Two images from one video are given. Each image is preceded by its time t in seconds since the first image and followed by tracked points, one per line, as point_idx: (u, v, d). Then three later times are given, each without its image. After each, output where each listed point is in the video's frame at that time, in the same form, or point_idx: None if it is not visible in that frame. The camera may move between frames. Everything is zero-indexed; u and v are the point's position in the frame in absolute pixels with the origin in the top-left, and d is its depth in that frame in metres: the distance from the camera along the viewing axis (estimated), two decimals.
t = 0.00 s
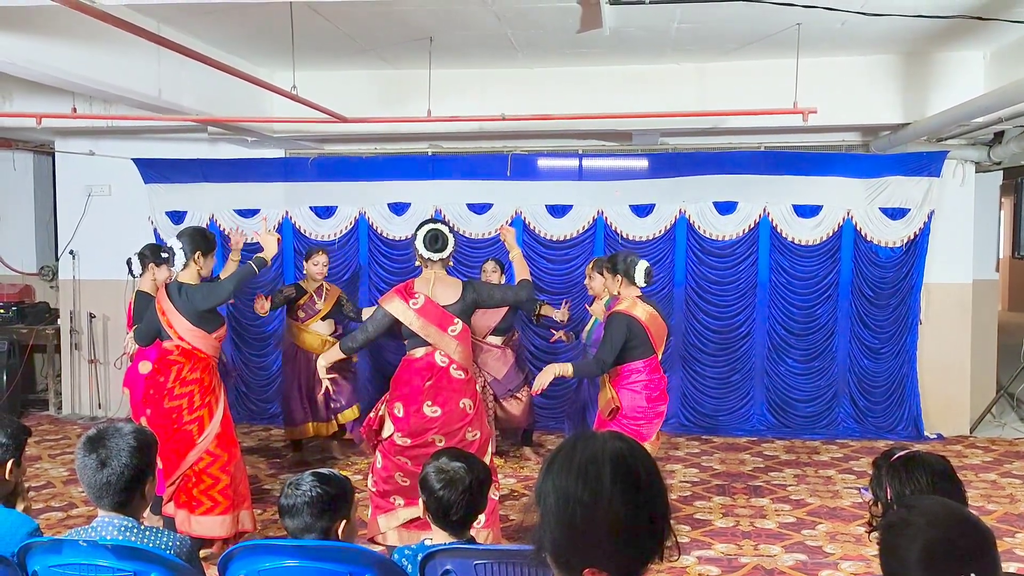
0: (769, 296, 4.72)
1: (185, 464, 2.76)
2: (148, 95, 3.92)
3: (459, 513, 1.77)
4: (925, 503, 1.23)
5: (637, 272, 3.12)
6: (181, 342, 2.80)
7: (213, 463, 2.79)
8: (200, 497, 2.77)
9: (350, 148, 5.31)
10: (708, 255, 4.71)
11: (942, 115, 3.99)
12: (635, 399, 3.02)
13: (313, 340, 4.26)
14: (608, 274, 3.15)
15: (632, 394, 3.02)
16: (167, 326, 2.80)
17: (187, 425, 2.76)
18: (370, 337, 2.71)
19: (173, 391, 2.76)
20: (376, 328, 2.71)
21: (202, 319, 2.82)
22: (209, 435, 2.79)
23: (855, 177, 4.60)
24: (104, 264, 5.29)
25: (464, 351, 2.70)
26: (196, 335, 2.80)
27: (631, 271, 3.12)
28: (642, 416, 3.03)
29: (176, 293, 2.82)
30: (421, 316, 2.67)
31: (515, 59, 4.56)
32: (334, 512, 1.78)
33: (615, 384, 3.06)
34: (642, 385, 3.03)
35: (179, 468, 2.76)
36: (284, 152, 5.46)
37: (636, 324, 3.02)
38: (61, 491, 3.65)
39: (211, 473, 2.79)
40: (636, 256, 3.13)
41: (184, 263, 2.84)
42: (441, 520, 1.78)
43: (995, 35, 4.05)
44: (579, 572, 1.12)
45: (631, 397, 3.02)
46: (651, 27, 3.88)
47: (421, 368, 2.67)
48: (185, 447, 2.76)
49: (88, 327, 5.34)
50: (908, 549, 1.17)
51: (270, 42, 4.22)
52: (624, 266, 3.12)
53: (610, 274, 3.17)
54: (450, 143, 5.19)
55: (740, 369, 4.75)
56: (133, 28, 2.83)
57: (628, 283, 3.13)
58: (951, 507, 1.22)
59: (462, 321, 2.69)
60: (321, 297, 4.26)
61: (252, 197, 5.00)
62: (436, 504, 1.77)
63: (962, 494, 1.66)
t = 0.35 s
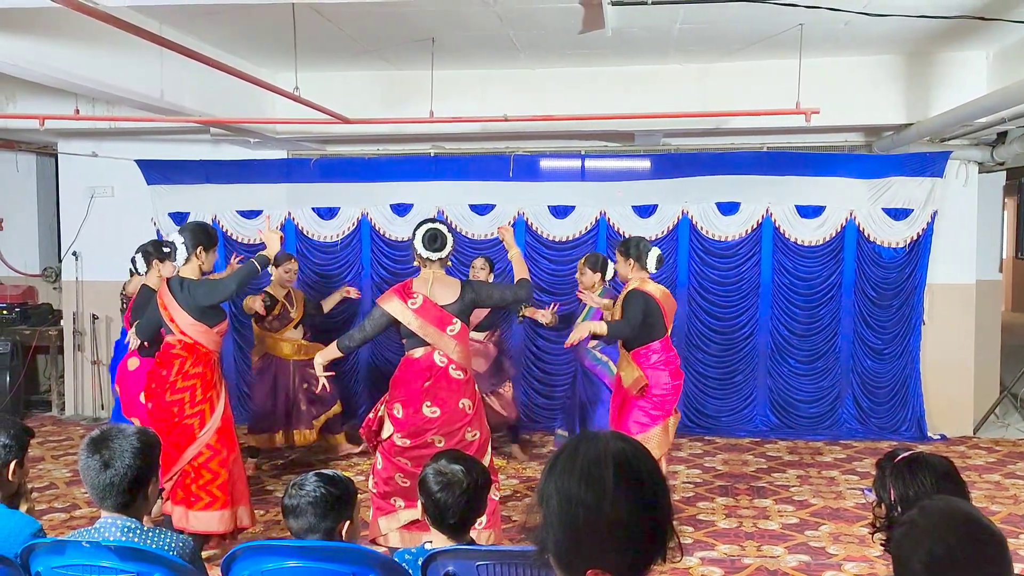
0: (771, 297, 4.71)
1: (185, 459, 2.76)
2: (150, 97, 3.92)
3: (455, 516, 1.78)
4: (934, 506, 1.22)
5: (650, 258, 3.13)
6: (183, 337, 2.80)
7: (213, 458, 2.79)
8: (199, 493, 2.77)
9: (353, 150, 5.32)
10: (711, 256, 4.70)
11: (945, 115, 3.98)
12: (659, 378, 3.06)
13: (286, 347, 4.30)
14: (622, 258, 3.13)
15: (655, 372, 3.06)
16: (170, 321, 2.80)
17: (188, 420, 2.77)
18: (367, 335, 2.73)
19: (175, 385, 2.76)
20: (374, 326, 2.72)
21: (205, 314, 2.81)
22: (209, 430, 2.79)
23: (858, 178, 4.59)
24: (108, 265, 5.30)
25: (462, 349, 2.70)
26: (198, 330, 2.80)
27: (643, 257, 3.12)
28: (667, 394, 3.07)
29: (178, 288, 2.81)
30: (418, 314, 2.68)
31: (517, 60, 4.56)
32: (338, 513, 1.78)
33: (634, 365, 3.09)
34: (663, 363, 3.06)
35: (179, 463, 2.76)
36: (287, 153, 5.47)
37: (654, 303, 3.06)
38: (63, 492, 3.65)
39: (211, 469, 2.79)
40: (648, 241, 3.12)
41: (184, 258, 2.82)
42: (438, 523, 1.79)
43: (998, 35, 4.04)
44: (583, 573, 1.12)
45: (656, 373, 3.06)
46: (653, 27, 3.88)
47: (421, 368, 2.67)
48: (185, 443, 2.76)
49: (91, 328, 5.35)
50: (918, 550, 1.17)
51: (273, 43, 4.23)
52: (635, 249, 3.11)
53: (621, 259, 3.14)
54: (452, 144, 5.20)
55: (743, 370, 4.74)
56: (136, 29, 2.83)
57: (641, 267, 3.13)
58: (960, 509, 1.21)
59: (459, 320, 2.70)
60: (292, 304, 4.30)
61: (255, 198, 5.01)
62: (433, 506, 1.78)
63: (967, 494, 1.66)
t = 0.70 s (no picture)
0: (774, 297, 4.71)
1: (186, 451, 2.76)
2: (151, 98, 3.92)
3: (456, 517, 1.78)
4: (944, 508, 1.21)
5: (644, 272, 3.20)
6: (188, 330, 2.79)
7: (214, 450, 2.80)
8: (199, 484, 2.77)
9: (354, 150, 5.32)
10: (713, 256, 4.70)
11: (946, 115, 3.98)
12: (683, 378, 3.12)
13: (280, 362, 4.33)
14: (625, 277, 3.18)
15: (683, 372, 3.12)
16: (173, 315, 2.79)
17: (190, 412, 2.77)
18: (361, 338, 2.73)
19: (179, 378, 2.76)
20: (371, 326, 2.72)
21: (208, 309, 2.80)
22: (211, 422, 2.80)
23: (860, 178, 4.58)
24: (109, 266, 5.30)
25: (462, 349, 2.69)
26: (201, 323, 2.80)
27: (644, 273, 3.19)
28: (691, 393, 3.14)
29: (182, 282, 2.81)
30: (417, 313, 2.67)
31: (519, 60, 4.56)
32: (342, 517, 1.79)
33: (662, 365, 3.12)
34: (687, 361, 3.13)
35: (180, 455, 2.76)
36: (288, 154, 5.47)
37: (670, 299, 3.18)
38: (65, 493, 3.65)
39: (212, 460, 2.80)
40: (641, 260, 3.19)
41: (189, 247, 2.82)
42: (439, 526, 1.79)
43: (1000, 35, 4.04)
44: (585, 573, 1.12)
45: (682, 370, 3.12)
46: (655, 28, 3.88)
47: (421, 368, 2.66)
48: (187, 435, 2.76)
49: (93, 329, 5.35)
50: (925, 550, 1.17)
51: (274, 44, 4.23)
52: (637, 267, 3.17)
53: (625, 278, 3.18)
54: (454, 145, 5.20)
55: (745, 370, 4.74)
56: (136, 30, 2.83)
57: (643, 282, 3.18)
58: (970, 512, 1.20)
59: (458, 319, 2.70)
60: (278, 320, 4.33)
61: (257, 199, 5.01)
62: (433, 509, 1.78)
63: (971, 495, 1.65)
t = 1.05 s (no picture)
0: (774, 296, 4.70)
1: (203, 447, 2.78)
2: (151, 98, 3.92)
3: (451, 517, 1.78)
4: (945, 508, 1.21)
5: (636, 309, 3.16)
6: (195, 329, 2.81)
7: (228, 444, 2.84)
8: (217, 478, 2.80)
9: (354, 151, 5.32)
10: (713, 256, 4.70)
11: (946, 114, 3.98)
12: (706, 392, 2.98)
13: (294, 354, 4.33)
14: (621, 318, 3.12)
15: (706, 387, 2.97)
16: (179, 314, 2.82)
17: (206, 408, 2.79)
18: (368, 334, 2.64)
19: (194, 375, 2.78)
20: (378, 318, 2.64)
21: (215, 307, 2.84)
22: (225, 417, 2.83)
23: (860, 177, 4.58)
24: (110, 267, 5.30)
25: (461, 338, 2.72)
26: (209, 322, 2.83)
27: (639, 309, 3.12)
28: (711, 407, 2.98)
29: (189, 282, 2.83)
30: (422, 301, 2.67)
31: (519, 60, 4.56)
32: (344, 519, 1.79)
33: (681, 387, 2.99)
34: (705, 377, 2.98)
35: (196, 451, 2.76)
36: (288, 155, 5.47)
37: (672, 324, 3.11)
38: (66, 494, 3.65)
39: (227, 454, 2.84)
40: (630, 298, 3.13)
41: (201, 243, 2.84)
42: (436, 526, 1.79)
43: (1000, 34, 4.04)
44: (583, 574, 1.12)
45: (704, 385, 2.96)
46: (654, 28, 3.87)
47: (431, 357, 2.65)
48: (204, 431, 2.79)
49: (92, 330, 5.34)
50: (924, 551, 1.16)
51: (274, 44, 4.23)
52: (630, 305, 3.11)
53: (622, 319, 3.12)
54: (454, 145, 5.20)
55: (746, 370, 4.73)
56: (135, 30, 2.83)
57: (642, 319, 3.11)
58: (971, 512, 1.20)
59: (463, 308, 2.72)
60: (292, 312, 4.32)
61: (257, 199, 5.01)
62: (427, 508, 1.78)
63: (971, 495, 1.65)
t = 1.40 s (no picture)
0: (775, 296, 4.70)
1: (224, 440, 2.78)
2: (152, 99, 3.93)
3: (451, 515, 1.78)
4: (943, 507, 1.21)
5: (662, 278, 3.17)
6: (227, 324, 2.80)
7: (253, 440, 2.85)
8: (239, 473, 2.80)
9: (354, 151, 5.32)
10: (714, 255, 4.70)
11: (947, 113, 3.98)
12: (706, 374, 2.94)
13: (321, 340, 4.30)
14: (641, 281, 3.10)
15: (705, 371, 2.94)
16: (213, 310, 2.81)
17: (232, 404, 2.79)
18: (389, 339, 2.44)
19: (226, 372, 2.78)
20: (402, 319, 2.44)
21: (250, 303, 2.83)
22: (255, 412, 2.84)
23: (861, 176, 4.58)
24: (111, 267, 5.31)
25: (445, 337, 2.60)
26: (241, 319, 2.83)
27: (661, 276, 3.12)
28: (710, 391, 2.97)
29: (223, 279, 2.82)
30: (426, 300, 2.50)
31: (519, 60, 4.55)
32: (347, 521, 1.79)
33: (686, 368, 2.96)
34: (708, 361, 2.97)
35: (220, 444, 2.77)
36: (289, 155, 5.47)
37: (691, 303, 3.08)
38: (68, 494, 3.66)
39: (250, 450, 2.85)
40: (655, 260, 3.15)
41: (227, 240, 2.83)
42: (436, 523, 1.79)
43: (1000, 33, 4.04)
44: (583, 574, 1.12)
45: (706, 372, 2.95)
46: (655, 27, 3.88)
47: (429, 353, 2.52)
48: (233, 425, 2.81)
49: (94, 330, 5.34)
50: (923, 550, 1.16)
51: (274, 44, 4.24)
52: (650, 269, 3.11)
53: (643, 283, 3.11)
54: (454, 145, 5.20)
55: (747, 369, 4.73)
56: (136, 31, 2.83)
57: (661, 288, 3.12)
58: (968, 511, 1.20)
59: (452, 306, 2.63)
60: (322, 294, 4.27)
61: (257, 199, 5.01)
62: (428, 506, 1.78)
63: (972, 493, 1.65)
